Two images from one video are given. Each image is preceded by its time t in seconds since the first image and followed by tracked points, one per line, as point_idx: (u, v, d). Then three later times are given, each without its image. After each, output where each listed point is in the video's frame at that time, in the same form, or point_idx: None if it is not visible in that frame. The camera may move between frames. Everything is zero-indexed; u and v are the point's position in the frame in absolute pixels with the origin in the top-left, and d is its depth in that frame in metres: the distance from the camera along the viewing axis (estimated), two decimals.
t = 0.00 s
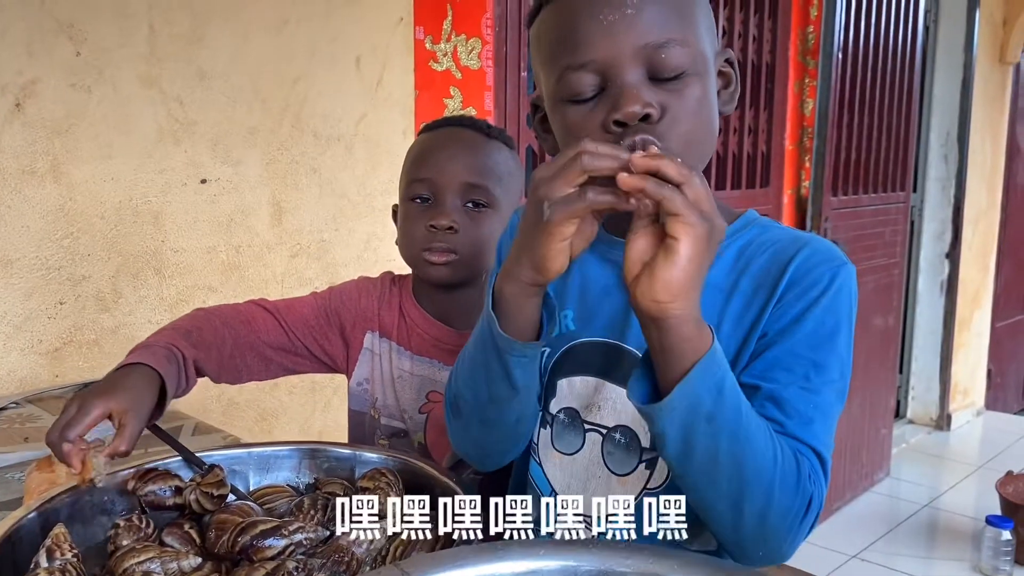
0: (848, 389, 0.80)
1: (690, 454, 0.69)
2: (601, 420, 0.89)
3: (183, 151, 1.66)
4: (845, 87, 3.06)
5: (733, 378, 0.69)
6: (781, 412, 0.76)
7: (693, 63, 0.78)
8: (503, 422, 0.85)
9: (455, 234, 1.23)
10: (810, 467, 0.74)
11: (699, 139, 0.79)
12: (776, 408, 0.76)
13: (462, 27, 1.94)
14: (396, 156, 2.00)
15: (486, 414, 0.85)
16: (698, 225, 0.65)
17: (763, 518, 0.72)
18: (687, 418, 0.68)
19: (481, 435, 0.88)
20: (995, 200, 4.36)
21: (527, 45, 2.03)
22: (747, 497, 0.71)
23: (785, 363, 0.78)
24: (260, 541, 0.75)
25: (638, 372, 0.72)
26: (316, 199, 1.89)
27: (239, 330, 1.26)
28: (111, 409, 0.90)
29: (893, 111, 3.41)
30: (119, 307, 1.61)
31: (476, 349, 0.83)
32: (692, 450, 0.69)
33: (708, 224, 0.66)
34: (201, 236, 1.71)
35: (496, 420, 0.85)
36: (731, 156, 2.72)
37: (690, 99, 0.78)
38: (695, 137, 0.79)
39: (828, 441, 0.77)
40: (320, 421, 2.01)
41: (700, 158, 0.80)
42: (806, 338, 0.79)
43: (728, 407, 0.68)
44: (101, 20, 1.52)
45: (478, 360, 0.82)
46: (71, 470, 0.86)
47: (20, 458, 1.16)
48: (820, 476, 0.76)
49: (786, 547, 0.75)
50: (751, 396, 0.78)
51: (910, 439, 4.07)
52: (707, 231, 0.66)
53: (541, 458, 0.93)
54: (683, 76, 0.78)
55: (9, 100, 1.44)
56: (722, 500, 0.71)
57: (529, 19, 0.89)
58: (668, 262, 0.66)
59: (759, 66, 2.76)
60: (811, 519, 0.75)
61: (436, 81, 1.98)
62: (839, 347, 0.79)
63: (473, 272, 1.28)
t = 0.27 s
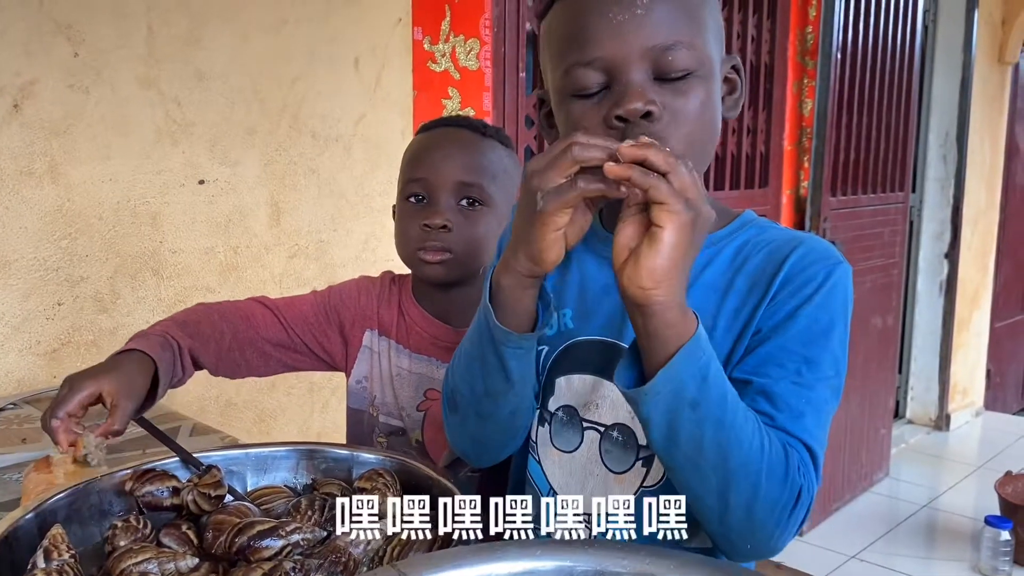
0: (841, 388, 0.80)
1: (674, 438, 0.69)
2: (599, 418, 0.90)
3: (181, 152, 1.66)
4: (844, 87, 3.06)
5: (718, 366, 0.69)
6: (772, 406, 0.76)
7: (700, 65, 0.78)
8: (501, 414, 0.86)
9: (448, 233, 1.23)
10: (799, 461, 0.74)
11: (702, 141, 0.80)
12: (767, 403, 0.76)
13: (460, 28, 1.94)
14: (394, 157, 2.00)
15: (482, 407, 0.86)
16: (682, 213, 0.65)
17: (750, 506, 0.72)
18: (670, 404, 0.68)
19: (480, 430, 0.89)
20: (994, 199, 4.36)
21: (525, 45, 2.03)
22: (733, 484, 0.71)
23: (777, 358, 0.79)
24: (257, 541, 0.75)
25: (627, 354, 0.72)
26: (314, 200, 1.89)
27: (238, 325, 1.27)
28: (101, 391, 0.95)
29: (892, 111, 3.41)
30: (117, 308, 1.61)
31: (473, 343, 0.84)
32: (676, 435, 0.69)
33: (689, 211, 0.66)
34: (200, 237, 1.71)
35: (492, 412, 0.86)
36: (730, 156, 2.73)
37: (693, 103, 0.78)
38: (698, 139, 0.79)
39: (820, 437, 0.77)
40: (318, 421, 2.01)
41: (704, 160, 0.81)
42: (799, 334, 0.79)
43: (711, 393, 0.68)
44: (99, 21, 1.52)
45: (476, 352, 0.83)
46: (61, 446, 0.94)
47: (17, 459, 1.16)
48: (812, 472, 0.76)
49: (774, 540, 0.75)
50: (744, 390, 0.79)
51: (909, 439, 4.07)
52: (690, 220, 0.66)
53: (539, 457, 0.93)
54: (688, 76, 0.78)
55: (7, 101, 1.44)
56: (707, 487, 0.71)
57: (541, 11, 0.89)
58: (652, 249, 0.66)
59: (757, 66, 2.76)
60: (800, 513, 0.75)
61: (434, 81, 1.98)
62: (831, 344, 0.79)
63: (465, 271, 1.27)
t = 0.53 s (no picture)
0: (832, 383, 0.80)
1: (639, 405, 0.71)
2: (598, 415, 0.89)
3: (179, 150, 1.66)
4: (843, 86, 3.06)
5: (686, 335, 0.70)
6: (756, 394, 0.76)
7: (719, 56, 0.81)
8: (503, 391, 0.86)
9: (444, 229, 1.23)
10: (779, 446, 0.74)
11: (720, 127, 0.82)
12: (751, 389, 0.76)
13: (458, 27, 1.95)
14: (392, 155, 2.00)
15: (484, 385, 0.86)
16: (648, 188, 0.68)
17: (719, 483, 0.72)
18: (632, 371, 0.69)
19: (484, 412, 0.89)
20: (993, 199, 4.36)
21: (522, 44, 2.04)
22: (701, 459, 0.72)
23: (764, 347, 0.78)
24: (255, 538, 0.75)
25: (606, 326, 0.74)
26: (312, 198, 1.89)
27: (239, 314, 1.27)
28: (106, 357, 0.95)
29: (891, 110, 3.41)
30: (116, 306, 1.61)
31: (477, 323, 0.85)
32: (641, 403, 0.70)
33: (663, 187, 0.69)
34: (198, 236, 1.71)
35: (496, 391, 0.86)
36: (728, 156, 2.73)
37: (715, 90, 0.81)
38: (717, 127, 0.82)
39: (805, 428, 0.77)
40: (317, 420, 2.01)
41: (719, 148, 0.83)
42: (787, 325, 0.79)
43: (674, 360, 0.69)
44: (97, 19, 1.52)
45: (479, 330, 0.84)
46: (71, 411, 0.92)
47: (15, 457, 1.16)
48: (794, 460, 0.75)
49: (748, 524, 0.75)
50: (732, 377, 0.79)
51: (908, 439, 4.07)
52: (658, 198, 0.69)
53: (538, 454, 0.93)
54: (708, 65, 0.80)
55: (5, 99, 1.44)
56: (676, 460, 0.72)
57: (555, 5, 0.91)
58: (617, 220, 0.68)
59: (757, 66, 2.76)
60: (776, 499, 0.74)
61: (433, 80, 1.99)
62: (819, 334, 0.79)
63: (463, 267, 1.27)
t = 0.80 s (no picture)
0: (843, 373, 0.80)
1: (663, 407, 0.72)
2: (603, 410, 0.90)
3: (179, 149, 1.66)
4: (843, 86, 3.05)
5: (700, 333, 0.72)
6: (774, 387, 0.76)
7: (713, 66, 0.81)
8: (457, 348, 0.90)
9: (444, 226, 1.23)
10: (799, 437, 0.74)
11: (711, 138, 0.82)
12: (769, 383, 0.77)
13: (458, 26, 1.95)
14: (392, 154, 2.00)
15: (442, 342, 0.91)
16: (660, 196, 0.72)
17: (749, 480, 0.72)
18: (654, 368, 0.71)
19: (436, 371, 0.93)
20: (993, 199, 4.36)
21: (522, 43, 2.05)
22: (727, 458, 0.72)
23: (777, 342, 0.79)
24: (255, 536, 0.75)
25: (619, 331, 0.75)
26: (312, 197, 1.89)
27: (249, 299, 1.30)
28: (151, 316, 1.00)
29: (891, 110, 3.41)
30: (115, 305, 1.61)
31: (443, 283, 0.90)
32: (664, 404, 0.72)
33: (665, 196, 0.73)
34: (198, 234, 1.71)
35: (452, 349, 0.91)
36: (728, 155, 2.73)
37: (705, 101, 0.80)
38: (708, 137, 0.82)
39: (822, 418, 0.77)
40: (316, 419, 2.01)
41: (710, 158, 0.84)
42: (798, 318, 0.80)
43: (695, 355, 0.71)
44: (97, 18, 1.52)
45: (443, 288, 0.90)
46: (132, 363, 0.93)
47: (15, 455, 1.16)
48: (815, 450, 0.76)
49: (780, 518, 0.75)
50: (746, 374, 0.79)
51: (907, 438, 4.07)
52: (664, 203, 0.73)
53: (543, 450, 0.93)
54: (701, 75, 0.80)
55: (5, 97, 1.44)
56: (703, 461, 0.72)
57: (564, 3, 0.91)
58: (629, 227, 0.72)
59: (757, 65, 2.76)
60: (805, 490, 0.74)
61: (432, 79, 1.99)
62: (830, 325, 0.80)
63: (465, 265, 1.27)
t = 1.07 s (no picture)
0: (851, 367, 0.81)
1: (667, 431, 0.72)
2: (610, 406, 0.90)
3: (180, 147, 1.66)
4: (843, 85, 3.05)
5: (693, 353, 0.72)
6: (786, 387, 0.77)
7: (713, 73, 0.81)
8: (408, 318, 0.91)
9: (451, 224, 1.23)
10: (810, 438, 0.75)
11: (705, 146, 0.81)
12: (781, 384, 0.77)
13: (460, 24, 1.95)
14: (393, 152, 2.00)
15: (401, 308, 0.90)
16: (637, 234, 0.72)
17: (764, 487, 0.73)
18: (653, 398, 0.71)
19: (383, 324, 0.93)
20: (993, 197, 4.36)
21: (523, 42, 2.06)
22: (737, 469, 0.72)
23: (788, 339, 0.79)
24: (258, 533, 0.75)
25: (619, 364, 0.76)
26: (313, 195, 1.89)
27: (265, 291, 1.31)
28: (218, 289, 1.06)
29: (892, 108, 3.41)
30: (117, 303, 1.61)
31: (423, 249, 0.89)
32: (668, 428, 0.72)
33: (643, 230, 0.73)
34: (199, 232, 1.71)
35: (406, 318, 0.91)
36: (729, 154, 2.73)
37: (699, 107, 0.80)
38: (702, 145, 0.81)
39: (834, 415, 0.78)
40: (317, 417, 2.01)
41: (704, 166, 0.83)
42: (808, 316, 0.80)
43: (690, 377, 0.71)
44: (99, 15, 1.52)
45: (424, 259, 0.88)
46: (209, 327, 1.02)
47: (17, 453, 1.16)
48: (826, 448, 0.76)
49: (795, 521, 0.75)
50: (757, 375, 0.79)
51: (907, 437, 4.07)
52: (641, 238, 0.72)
53: (550, 446, 0.92)
54: (699, 81, 0.80)
55: (7, 95, 1.44)
56: (713, 473, 0.73)
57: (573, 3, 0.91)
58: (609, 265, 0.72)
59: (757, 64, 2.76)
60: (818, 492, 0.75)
61: (433, 77, 1.99)
62: (838, 323, 0.80)
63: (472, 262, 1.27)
